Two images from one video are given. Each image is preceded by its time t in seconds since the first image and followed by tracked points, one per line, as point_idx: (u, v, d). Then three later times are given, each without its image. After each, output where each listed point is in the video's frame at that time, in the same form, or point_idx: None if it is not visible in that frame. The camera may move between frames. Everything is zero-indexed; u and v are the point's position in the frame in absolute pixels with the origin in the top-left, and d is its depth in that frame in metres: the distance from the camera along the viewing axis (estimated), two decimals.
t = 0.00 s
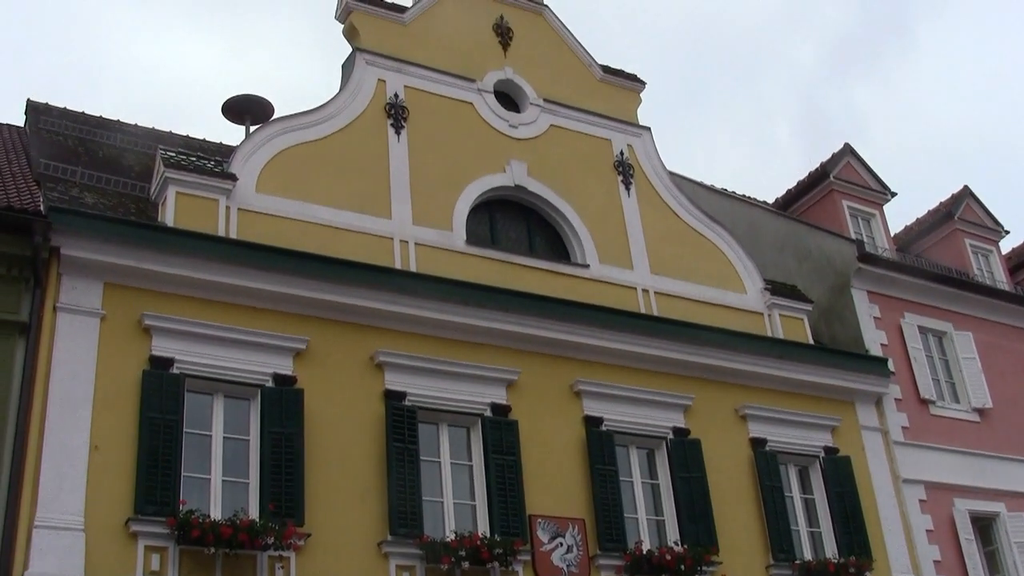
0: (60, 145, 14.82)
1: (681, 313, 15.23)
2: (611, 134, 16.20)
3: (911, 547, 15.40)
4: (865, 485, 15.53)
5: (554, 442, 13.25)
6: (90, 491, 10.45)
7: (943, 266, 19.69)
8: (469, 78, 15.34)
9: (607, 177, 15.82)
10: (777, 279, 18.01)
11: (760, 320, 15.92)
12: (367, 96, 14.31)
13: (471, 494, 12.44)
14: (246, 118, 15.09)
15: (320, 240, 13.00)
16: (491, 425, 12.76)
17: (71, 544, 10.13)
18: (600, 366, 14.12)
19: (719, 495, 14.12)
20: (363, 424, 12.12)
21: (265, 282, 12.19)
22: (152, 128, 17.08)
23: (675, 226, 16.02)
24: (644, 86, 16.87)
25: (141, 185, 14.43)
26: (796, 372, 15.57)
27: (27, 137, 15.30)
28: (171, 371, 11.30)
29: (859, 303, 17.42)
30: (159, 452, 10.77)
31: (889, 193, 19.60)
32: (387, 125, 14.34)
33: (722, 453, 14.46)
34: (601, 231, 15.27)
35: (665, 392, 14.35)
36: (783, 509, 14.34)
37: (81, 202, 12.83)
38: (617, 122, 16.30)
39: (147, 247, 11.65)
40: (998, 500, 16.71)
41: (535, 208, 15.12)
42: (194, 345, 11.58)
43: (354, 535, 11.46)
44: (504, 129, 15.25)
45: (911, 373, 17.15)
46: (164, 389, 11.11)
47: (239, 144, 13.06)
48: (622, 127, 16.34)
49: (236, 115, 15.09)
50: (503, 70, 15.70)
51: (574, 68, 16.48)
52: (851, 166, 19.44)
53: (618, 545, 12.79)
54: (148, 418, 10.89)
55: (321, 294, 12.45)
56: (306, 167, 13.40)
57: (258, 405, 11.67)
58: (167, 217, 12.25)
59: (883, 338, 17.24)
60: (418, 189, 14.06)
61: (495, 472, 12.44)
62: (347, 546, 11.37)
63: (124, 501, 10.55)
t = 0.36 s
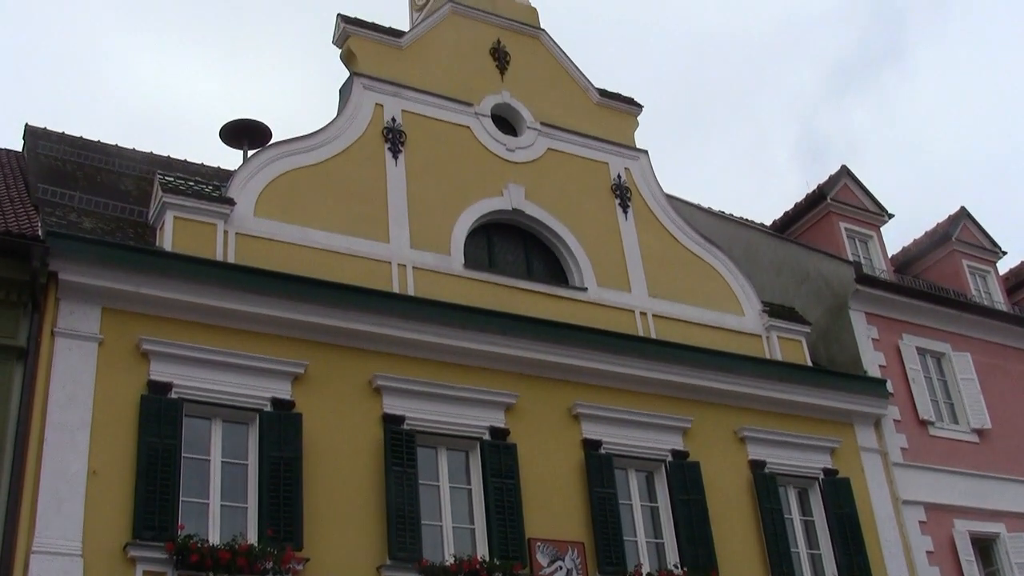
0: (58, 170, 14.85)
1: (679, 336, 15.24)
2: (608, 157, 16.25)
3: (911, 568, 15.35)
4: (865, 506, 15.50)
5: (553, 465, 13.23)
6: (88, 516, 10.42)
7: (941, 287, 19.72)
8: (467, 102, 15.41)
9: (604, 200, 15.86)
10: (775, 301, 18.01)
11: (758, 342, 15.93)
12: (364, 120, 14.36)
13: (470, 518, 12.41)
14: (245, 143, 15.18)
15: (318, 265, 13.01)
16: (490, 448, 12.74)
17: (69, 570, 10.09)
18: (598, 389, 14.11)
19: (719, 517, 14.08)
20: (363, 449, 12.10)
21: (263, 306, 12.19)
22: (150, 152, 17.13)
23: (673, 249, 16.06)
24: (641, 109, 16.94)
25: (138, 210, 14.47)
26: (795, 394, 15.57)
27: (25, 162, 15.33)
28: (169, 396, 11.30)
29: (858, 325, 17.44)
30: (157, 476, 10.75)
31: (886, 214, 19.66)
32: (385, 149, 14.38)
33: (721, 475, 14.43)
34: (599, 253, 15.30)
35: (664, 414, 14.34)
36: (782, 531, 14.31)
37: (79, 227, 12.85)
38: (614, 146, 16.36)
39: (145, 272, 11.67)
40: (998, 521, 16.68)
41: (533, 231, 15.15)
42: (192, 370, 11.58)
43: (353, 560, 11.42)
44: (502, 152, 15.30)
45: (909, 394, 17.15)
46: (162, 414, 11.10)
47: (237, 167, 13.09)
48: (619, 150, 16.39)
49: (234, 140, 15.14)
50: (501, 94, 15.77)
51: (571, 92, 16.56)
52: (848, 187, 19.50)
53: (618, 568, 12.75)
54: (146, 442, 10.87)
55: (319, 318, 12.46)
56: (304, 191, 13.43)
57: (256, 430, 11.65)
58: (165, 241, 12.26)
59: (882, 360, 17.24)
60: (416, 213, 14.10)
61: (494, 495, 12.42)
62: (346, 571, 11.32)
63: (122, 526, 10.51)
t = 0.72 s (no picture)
0: (57, 189, 14.88)
1: (678, 357, 15.25)
2: (607, 178, 16.30)
3: None
4: (864, 528, 15.47)
5: (552, 486, 13.21)
6: (86, 536, 10.39)
7: (940, 308, 19.74)
8: (466, 123, 15.46)
9: (602, 221, 15.90)
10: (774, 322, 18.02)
11: (757, 363, 15.94)
12: (363, 141, 14.41)
13: (468, 539, 12.38)
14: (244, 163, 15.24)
15: (317, 285, 13.03)
16: (489, 469, 12.73)
17: None
18: (597, 410, 14.11)
19: (718, 538, 14.05)
20: (362, 469, 12.10)
21: (262, 326, 12.20)
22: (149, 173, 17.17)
23: (671, 270, 16.08)
24: (640, 130, 17.00)
25: (137, 230, 14.50)
26: (793, 414, 15.56)
27: (24, 181, 15.36)
28: (167, 416, 11.29)
29: (856, 346, 17.46)
30: (155, 495, 10.72)
31: (885, 236, 19.71)
32: (384, 170, 14.42)
33: (720, 496, 14.41)
34: (598, 274, 15.33)
35: (662, 435, 14.33)
36: (781, 552, 14.29)
37: (78, 247, 12.87)
38: (613, 167, 16.41)
39: (144, 292, 11.68)
40: (997, 542, 16.66)
41: (531, 252, 15.18)
42: (191, 390, 11.57)
43: None
44: (500, 173, 15.35)
45: (909, 415, 17.14)
46: (160, 433, 11.08)
47: (236, 188, 13.12)
48: (618, 172, 16.45)
49: (233, 160, 15.18)
50: (499, 116, 15.83)
51: (570, 113, 16.63)
52: (845, 209, 19.55)
53: None
54: (144, 462, 10.85)
55: (318, 338, 12.46)
56: (304, 212, 13.46)
57: (254, 450, 11.64)
58: (164, 261, 12.28)
59: (881, 381, 17.25)
60: (414, 234, 14.13)
61: (493, 516, 12.39)
62: None
63: (119, 546, 10.49)
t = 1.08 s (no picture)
0: (57, 212, 14.91)
1: (677, 383, 15.24)
2: (606, 204, 16.34)
3: None
4: (864, 555, 15.40)
5: (550, 511, 13.17)
6: (82, 561, 10.34)
7: (939, 335, 19.75)
8: (465, 148, 15.51)
9: (602, 247, 15.93)
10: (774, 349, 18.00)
11: (756, 389, 15.92)
12: (363, 166, 14.44)
13: (467, 565, 12.32)
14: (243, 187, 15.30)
15: (316, 310, 13.03)
16: (487, 495, 12.69)
17: None
18: (595, 436, 14.09)
19: (717, 565, 13.99)
20: (360, 494, 12.07)
21: (261, 351, 12.20)
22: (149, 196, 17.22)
23: (670, 296, 16.09)
24: (639, 156, 17.06)
25: (136, 253, 14.53)
26: (793, 441, 15.54)
27: (24, 204, 15.39)
28: (165, 440, 11.26)
29: (855, 373, 17.43)
30: (152, 520, 10.68)
31: (884, 262, 19.73)
32: (383, 195, 14.45)
33: (719, 522, 14.36)
34: (597, 300, 15.34)
35: (661, 462, 14.31)
36: None
37: (78, 270, 12.89)
38: (613, 193, 16.46)
39: (143, 316, 11.68)
40: (997, 569, 16.60)
41: (531, 278, 15.20)
42: (189, 415, 11.55)
43: None
44: (499, 199, 15.38)
45: (908, 442, 17.11)
46: (158, 458, 11.06)
47: (235, 212, 13.15)
48: (618, 198, 16.49)
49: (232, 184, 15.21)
50: (499, 141, 15.88)
51: (570, 139, 16.69)
52: (845, 235, 19.58)
53: None
54: (141, 486, 10.82)
55: (317, 363, 12.45)
56: (303, 237, 13.48)
57: (252, 475, 11.60)
58: (164, 285, 12.27)
59: (880, 408, 17.24)
60: (414, 259, 14.15)
61: (491, 542, 12.35)
62: None
63: (116, 572, 10.44)
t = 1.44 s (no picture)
0: (54, 242, 14.93)
1: (675, 412, 15.22)
2: (603, 233, 16.38)
3: None
4: None
5: (549, 541, 13.11)
6: None
7: (936, 361, 19.74)
8: (462, 178, 15.56)
9: (600, 276, 15.96)
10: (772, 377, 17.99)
11: (754, 418, 15.91)
12: (360, 196, 14.49)
13: None
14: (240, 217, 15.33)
15: (313, 340, 13.02)
16: (485, 525, 12.65)
17: None
18: (593, 465, 14.05)
19: None
20: (358, 525, 12.01)
21: (258, 381, 12.18)
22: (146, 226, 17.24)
23: (667, 324, 16.10)
24: (636, 185, 17.11)
25: (133, 283, 14.54)
26: (791, 469, 15.50)
27: (21, 234, 15.41)
28: (162, 471, 11.22)
29: (853, 400, 17.42)
30: (148, 551, 10.63)
31: (880, 289, 19.76)
32: (380, 225, 14.47)
33: (718, 551, 14.30)
34: (595, 329, 15.35)
35: (659, 491, 14.27)
36: None
37: (75, 301, 12.89)
38: (609, 222, 16.50)
39: (140, 346, 11.67)
40: None
41: (528, 307, 15.21)
42: (185, 445, 11.52)
43: None
44: (496, 228, 15.41)
45: (907, 469, 17.08)
46: (154, 489, 11.02)
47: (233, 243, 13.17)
48: (614, 227, 16.53)
49: (230, 214, 15.24)
50: (496, 171, 15.93)
51: (567, 168, 16.75)
52: (841, 262, 19.63)
53: None
54: (138, 518, 10.77)
55: (314, 393, 12.43)
56: (300, 267, 13.50)
57: (249, 506, 11.55)
58: (160, 316, 12.27)
59: (877, 436, 17.22)
60: (411, 289, 14.16)
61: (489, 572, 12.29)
62: None
63: None
